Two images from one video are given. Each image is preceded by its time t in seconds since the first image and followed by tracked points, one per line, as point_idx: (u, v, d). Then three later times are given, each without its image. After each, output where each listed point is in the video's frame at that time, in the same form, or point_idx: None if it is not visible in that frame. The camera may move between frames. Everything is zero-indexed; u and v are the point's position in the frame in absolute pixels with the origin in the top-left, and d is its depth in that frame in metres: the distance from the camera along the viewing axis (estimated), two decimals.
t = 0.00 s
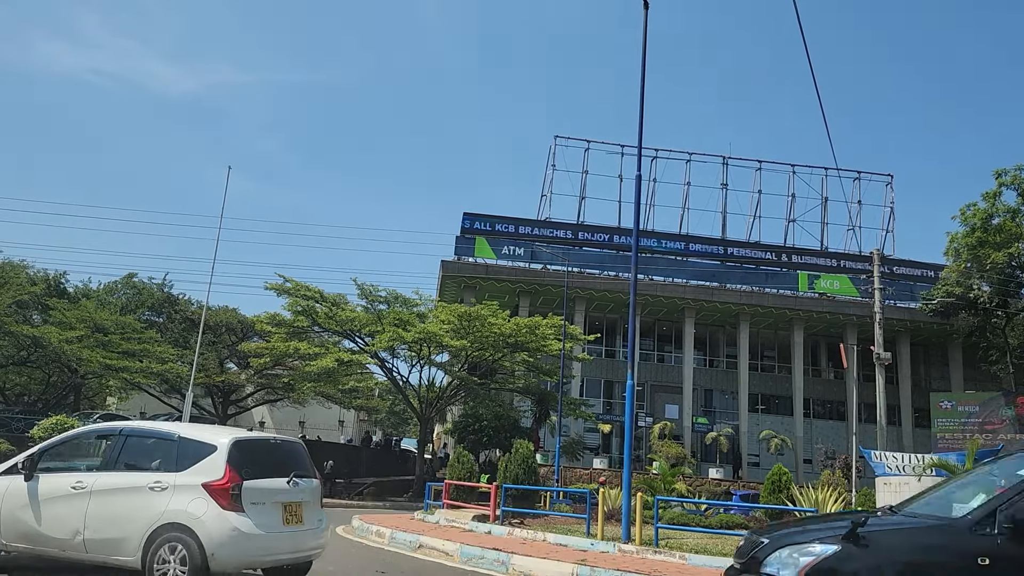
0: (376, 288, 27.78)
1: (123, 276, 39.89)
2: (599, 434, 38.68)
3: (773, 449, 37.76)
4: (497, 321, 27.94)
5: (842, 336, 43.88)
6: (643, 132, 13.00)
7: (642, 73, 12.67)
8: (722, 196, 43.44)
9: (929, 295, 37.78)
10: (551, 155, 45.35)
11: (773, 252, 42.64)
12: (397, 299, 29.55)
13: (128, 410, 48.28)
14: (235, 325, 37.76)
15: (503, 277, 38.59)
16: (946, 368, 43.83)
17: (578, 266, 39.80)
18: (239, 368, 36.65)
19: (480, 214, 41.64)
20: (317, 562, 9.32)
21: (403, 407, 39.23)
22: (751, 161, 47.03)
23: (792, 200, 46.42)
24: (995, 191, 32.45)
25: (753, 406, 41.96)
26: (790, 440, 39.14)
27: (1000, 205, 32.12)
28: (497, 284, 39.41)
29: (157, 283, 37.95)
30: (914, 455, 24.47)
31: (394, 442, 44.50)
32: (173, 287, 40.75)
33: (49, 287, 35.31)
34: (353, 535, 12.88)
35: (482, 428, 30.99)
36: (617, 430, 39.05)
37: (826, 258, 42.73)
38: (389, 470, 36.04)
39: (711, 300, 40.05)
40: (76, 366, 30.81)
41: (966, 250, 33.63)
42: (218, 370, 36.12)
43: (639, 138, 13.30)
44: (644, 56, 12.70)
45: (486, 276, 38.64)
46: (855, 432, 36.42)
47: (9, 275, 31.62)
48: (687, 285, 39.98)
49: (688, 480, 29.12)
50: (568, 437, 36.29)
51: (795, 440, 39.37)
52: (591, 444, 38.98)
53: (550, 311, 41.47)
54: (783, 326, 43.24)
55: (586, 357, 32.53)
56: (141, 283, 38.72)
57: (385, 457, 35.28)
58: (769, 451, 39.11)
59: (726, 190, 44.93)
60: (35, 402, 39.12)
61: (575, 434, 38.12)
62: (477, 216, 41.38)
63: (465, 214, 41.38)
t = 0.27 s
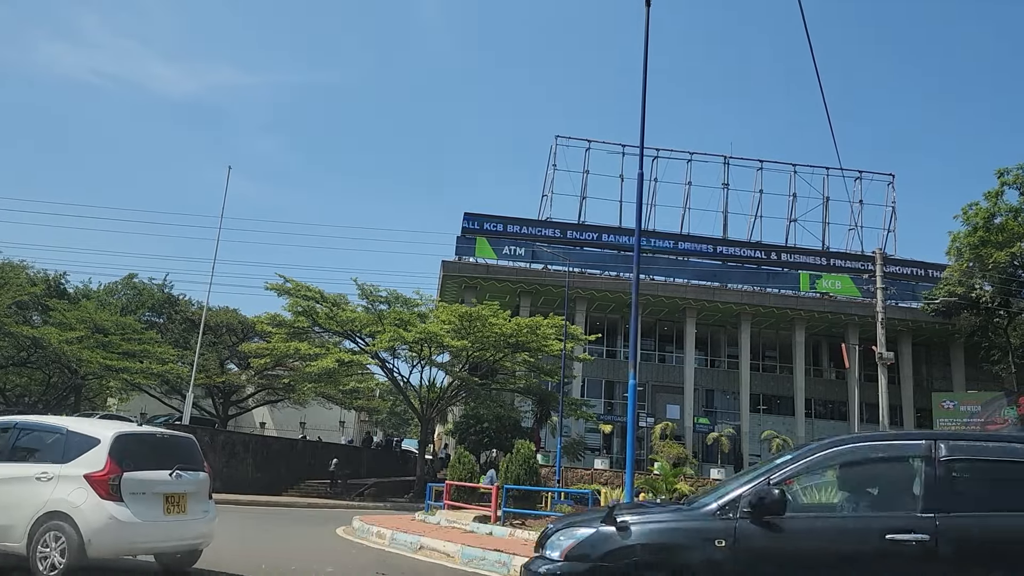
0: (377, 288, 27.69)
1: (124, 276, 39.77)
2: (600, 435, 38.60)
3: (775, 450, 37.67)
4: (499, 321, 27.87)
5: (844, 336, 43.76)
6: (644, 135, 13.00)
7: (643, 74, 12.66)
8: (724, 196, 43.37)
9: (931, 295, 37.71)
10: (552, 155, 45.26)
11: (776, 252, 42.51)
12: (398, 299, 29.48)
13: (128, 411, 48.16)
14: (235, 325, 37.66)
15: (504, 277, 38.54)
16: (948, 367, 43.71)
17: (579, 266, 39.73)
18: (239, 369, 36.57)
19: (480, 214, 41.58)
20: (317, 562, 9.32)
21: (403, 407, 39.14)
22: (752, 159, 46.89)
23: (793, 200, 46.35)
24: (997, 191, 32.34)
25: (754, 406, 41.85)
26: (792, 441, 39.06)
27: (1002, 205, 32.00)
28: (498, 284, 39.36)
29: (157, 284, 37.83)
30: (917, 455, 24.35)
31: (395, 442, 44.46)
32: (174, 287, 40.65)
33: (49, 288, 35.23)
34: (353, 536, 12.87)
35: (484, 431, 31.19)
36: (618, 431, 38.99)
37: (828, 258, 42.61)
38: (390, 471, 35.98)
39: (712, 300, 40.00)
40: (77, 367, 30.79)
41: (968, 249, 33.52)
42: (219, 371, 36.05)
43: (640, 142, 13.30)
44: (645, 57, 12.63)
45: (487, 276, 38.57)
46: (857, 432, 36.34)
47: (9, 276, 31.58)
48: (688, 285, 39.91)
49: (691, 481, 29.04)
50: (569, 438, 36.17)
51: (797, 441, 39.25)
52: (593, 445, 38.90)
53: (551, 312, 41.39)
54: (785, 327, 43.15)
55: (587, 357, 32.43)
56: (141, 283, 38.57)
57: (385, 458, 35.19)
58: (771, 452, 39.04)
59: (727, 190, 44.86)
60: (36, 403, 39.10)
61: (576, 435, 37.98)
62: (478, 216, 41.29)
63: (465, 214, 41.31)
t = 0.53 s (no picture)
0: (378, 288, 27.64)
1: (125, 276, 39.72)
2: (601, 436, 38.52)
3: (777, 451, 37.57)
4: (500, 322, 27.81)
5: (846, 337, 43.66)
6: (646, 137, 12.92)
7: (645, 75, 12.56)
8: (726, 197, 43.27)
9: (933, 296, 37.65)
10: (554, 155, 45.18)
11: (779, 252, 42.37)
12: (399, 300, 29.40)
13: (129, 412, 48.15)
14: (236, 326, 37.57)
15: (505, 277, 38.50)
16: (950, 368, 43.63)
17: (581, 267, 39.65)
18: (240, 369, 36.49)
19: (482, 214, 41.51)
20: (318, 563, 9.29)
21: (405, 407, 39.07)
22: (753, 160, 46.55)
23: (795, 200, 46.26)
24: (1000, 191, 32.27)
25: (756, 407, 41.75)
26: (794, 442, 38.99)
27: (1005, 205, 31.93)
28: (499, 284, 39.30)
29: (158, 284, 37.75)
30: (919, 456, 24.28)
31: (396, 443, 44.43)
32: (174, 288, 40.56)
33: (49, 288, 35.15)
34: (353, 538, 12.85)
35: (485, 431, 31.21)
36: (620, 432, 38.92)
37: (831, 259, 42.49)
38: (391, 472, 35.93)
39: (713, 301, 39.95)
40: (78, 367, 30.77)
41: (970, 250, 33.44)
42: (220, 372, 35.98)
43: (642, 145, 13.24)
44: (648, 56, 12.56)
45: (489, 277, 38.53)
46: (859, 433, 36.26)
47: (10, 276, 31.53)
48: (690, 286, 39.84)
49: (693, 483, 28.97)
50: (570, 439, 36.07)
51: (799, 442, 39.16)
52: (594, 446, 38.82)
53: (553, 312, 41.31)
54: (787, 327, 43.04)
55: (589, 358, 32.35)
56: (142, 283, 38.47)
57: (385, 459, 35.13)
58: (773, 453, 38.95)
59: (729, 191, 44.74)
60: (37, 404, 39.07)
61: (578, 436, 37.90)
62: (479, 216, 41.21)
63: (466, 214, 41.24)
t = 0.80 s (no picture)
0: (379, 288, 27.57)
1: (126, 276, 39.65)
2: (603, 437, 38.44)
3: (780, 453, 37.47)
4: (502, 323, 27.76)
5: (849, 339, 43.51)
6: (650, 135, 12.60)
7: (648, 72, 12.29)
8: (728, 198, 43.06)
9: (936, 297, 37.53)
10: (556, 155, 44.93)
11: (782, 253, 42.21)
12: (401, 301, 29.31)
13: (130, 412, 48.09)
14: (237, 326, 37.47)
15: (507, 278, 38.44)
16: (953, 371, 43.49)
17: (583, 268, 39.56)
18: (242, 370, 36.40)
19: (484, 215, 41.43)
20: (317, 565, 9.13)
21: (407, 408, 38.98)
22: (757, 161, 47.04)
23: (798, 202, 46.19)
24: (1004, 192, 32.12)
25: (759, 409, 41.61)
26: (796, 443, 38.87)
27: (1009, 206, 31.78)
28: (501, 285, 39.22)
29: (159, 284, 37.66)
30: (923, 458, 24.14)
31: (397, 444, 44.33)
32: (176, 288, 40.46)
33: (51, 288, 35.06)
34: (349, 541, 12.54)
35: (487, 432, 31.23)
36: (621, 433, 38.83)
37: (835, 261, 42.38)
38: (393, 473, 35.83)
39: (716, 302, 39.85)
40: (78, 367, 30.71)
41: (974, 251, 33.27)
42: (221, 372, 35.89)
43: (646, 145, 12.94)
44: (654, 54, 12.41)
45: (491, 277, 38.45)
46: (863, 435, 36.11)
47: (11, 276, 31.47)
48: (693, 287, 39.74)
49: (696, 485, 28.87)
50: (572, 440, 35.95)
51: (802, 444, 39.02)
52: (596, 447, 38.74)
53: (555, 313, 41.17)
54: (790, 329, 42.90)
55: (590, 359, 32.23)
56: (144, 284, 38.38)
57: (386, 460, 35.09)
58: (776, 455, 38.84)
59: (731, 191, 44.58)
60: (38, 404, 39.01)
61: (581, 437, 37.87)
62: (481, 217, 41.13)
63: (468, 215, 41.18)
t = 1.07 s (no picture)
0: (381, 288, 27.45)
1: (129, 276, 39.56)
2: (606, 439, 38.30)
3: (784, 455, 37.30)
4: (505, 324, 27.62)
5: (853, 341, 43.31)
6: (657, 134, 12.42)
7: (655, 69, 12.09)
8: (733, 199, 42.85)
9: (942, 299, 37.34)
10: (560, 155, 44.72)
11: (787, 254, 42.06)
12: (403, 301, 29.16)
13: (131, 412, 48.02)
14: (240, 326, 37.33)
15: (509, 279, 38.36)
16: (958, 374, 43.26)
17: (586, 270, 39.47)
18: (244, 370, 36.26)
19: (487, 216, 41.33)
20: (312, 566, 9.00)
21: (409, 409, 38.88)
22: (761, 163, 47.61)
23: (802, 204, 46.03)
24: (1010, 194, 31.91)
25: (762, 412, 41.41)
26: (800, 446, 38.69)
27: (1015, 208, 31.57)
28: (504, 286, 39.12)
29: (161, 284, 37.54)
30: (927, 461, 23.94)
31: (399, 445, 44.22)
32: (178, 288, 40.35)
33: (53, 287, 34.96)
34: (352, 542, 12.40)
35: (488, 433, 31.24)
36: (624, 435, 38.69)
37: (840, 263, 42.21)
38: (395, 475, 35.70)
39: (720, 304, 39.68)
40: (80, 367, 30.62)
41: (980, 253, 33.04)
42: (223, 373, 35.75)
43: (653, 143, 12.75)
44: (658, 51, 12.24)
45: (493, 278, 38.35)
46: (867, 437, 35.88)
47: (13, 275, 31.39)
48: (696, 288, 39.58)
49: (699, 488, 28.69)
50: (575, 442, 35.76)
51: (805, 446, 38.85)
52: (599, 449, 38.59)
53: (558, 314, 41.02)
54: (794, 332, 42.71)
55: (593, 360, 32.05)
56: (146, 284, 38.27)
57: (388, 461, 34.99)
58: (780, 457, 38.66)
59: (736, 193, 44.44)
60: (40, 404, 38.94)
61: (584, 439, 37.76)
62: (483, 218, 41.01)
63: (471, 215, 41.06)
